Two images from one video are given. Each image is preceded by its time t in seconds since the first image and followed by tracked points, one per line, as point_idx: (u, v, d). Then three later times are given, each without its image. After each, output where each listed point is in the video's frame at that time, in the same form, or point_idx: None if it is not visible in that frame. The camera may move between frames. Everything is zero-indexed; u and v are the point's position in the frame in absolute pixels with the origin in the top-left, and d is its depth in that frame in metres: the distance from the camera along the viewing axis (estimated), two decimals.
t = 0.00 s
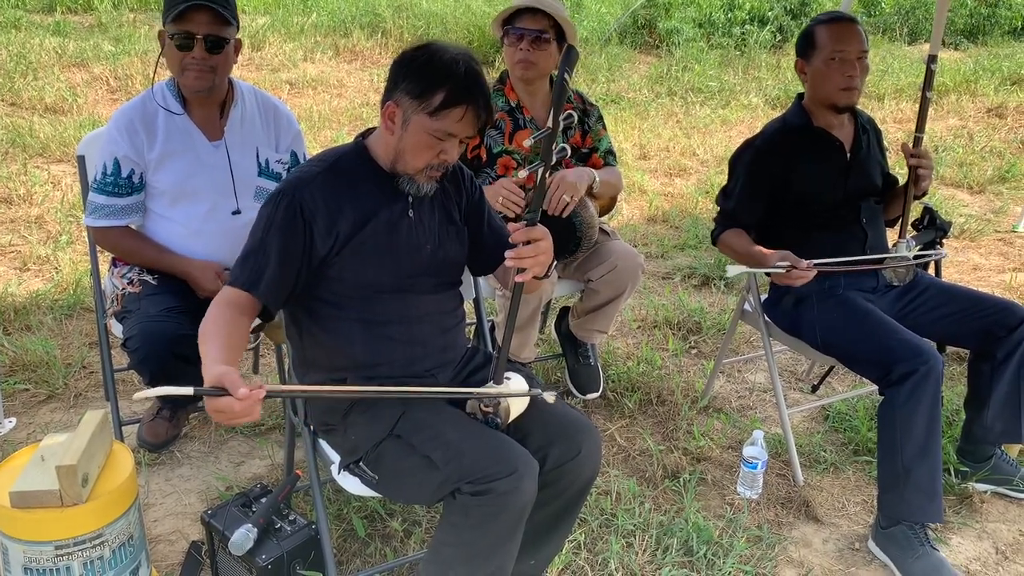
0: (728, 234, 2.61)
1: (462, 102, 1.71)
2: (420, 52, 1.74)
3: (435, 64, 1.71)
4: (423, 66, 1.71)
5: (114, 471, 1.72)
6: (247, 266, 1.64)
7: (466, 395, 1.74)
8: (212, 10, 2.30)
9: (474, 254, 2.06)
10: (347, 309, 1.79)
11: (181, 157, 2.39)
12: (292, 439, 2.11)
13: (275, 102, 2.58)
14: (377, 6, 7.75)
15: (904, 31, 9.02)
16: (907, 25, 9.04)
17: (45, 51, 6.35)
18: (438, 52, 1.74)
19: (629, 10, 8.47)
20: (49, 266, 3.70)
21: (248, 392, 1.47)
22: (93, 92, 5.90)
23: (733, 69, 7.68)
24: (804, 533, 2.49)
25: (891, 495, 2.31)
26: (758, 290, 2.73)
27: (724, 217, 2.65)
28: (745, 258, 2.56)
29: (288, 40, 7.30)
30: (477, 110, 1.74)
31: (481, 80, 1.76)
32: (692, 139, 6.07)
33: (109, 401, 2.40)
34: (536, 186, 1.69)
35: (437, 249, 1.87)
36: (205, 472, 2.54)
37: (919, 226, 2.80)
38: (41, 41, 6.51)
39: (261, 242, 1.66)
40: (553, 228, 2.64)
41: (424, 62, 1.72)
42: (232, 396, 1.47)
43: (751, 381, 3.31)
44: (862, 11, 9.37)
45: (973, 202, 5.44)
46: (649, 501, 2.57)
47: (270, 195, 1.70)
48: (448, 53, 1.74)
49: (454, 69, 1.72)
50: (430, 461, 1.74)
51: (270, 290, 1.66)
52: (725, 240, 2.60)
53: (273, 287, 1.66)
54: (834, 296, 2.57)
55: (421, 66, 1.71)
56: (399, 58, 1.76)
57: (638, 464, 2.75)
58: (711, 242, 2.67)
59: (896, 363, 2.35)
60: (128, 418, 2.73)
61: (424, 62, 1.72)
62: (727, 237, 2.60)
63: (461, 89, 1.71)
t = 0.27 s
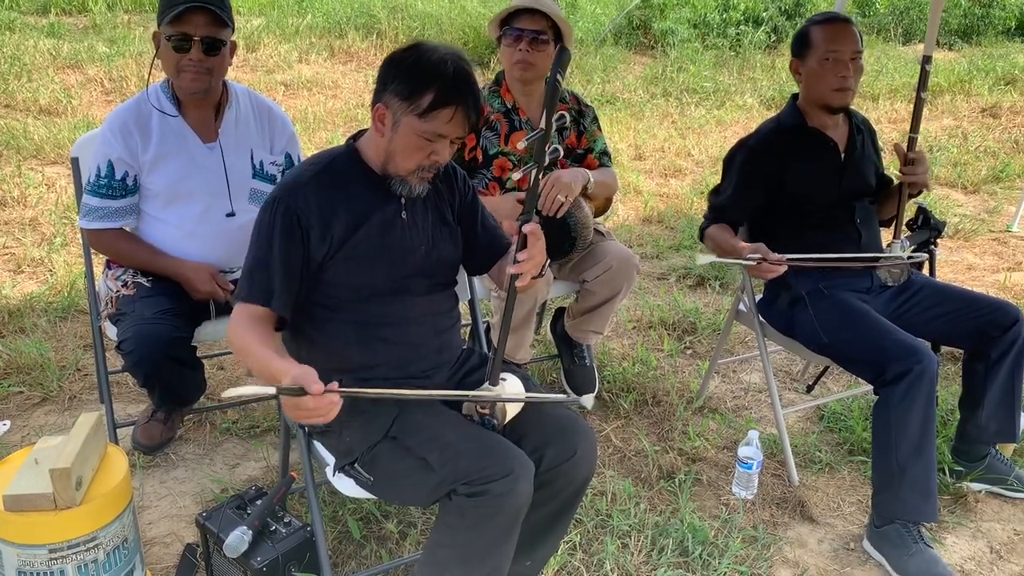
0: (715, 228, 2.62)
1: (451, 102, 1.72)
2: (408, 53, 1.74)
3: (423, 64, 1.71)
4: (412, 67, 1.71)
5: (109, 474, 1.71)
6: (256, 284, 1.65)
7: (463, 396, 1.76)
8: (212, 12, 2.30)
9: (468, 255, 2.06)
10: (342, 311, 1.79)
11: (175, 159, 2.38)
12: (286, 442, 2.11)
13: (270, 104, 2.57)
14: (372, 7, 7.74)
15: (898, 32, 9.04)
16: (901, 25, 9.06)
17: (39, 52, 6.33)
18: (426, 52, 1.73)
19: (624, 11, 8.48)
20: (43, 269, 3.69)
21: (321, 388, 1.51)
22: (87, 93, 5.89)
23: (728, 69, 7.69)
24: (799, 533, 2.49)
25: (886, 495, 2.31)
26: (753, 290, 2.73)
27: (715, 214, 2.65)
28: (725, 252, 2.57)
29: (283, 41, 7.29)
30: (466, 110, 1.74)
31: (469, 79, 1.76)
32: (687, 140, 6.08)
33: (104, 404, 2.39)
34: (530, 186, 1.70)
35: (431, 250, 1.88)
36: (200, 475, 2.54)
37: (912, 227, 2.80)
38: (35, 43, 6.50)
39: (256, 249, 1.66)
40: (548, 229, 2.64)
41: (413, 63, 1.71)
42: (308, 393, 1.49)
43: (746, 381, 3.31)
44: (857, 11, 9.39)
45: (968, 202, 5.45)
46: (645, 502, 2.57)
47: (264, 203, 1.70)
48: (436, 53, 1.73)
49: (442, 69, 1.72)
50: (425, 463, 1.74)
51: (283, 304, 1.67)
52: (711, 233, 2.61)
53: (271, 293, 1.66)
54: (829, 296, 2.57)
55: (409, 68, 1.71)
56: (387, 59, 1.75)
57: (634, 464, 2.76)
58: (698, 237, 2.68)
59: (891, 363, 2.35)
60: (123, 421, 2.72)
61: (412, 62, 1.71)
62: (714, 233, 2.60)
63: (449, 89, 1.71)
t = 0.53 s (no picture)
0: (711, 226, 2.59)
1: (451, 103, 1.72)
2: (408, 54, 1.74)
3: (423, 65, 1.71)
4: (412, 68, 1.71)
5: (103, 476, 1.71)
6: (252, 285, 1.65)
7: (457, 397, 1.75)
8: (207, 12, 2.30)
9: (464, 257, 2.06)
10: (339, 312, 1.79)
11: (170, 160, 2.38)
12: (281, 443, 2.11)
13: (265, 104, 2.57)
14: (368, 7, 7.73)
15: (893, 33, 9.07)
16: (896, 26, 9.08)
17: (34, 53, 6.32)
18: (426, 53, 1.74)
19: (620, 12, 8.49)
20: (38, 270, 3.68)
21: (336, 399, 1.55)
22: (82, 94, 5.87)
23: (723, 70, 7.71)
24: (794, 534, 2.50)
25: (880, 495, 2.32)
26: (748, 291, 2.74)
27: (708, 212, 2.64)
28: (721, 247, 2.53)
29: (278, 41, 7.28)
30: (466, 112, 1.74)
31: (470, 81, 1.76)
32: (683, 141, 6.09)
33: (99, 405, 2.39)
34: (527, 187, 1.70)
35: (428, 250, 1.87)
36: (195, 476, 2.53)
37: (907, 227, 2.82)
38: (30, 43, 6.48)
39: (254, 249, 1.65)
40: (543, 231, 2.64)
41: (413, 64, 1.72)
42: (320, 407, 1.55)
43: (741, 381, 3.32)
44: (852, 12, 9.42)
45: (962, 203, 5.47)
46: (640, 503, 2.57)
47: (261, 202, 1.69)
48: (437, 54, 1.74)
49: (443, 71, 1.72)
50: (421, 464, 1.74)
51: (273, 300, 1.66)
52: (707, 232, 2.58)
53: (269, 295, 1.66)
54: (825, 297, 2.58)
55: (409, 68, 1.71)
56: (388, 60, 1.76)
57: (629, 465, 2.76)
58: (692, 235, 2.65)
59: (886, 363, 2.36)
60: (117, 422, 2.72)
61: (412, 64, 1.72)
62: (707, 231, 2.58)
63: (450, 91, 1.72)
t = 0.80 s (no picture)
0: (721, 235, 2.63)
1: (453, 104, 1.72)
2: (410, 55, 1.74)
3: (425, 66, 1.72)
4: (414, 68, 1.71)
5: (100, 476, 1.70)
6: (236, 272, 1.64)
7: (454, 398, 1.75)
8: (203, 12, 2.29)
9: (462, 258, 2.06)
10: (337, 312, 1.79)
11: (166, 160, 2.38)
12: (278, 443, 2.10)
13: (261, 104, 2.57)
14: (365, 7, 7.73)
15: (888, 33, 9.09)
16: (892, 27, 9.11)
17: (29, 53, 6.30)
18: (428, 54, 1.74)
19: (616, 12, 8.49)
20: (33, 270, 3.67)
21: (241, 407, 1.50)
22: (78, 94, 5.86)
23: (719, 70, 7.72)
24: (792, 534, 2.50)
25: (877, 495, 2.33)
26: (745, 291, 2.74)
27: (713, 217, 2.66)
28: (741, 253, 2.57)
29: (275, 41, 7.27)
30: (467, 114, 1.74)
31: (472, 83, 1.76)
32: (680, 141, 6.09)
33: (95, 405, 2.38)
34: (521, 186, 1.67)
35: (426, 250, 1.87)
36: (192, 477, 2.53)
37: (904, 227, 2.82)
38: (26, 42, 6.46)
39: (252, 246, 1.65)
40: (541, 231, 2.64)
41: (415, 64, 1.72)
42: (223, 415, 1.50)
43: (738, 382, 3.32)
44: (848, 13, 9.44)
45: (958, 203, 5.48)
46: (637, 503, 2.57)
47: (259, 199, 1.70)
48: (439, 56, 1.74)
49: (445, 72, 1.72)
50: (418, 465, 1.74)
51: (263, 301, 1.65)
52: (717, 241, 2.62)
53: (264, 294, 1.65)
54: (822, 297, 2.58)
55: (411, 69, 1.71)
56: (389, 60, 1.76)
57: (627, 465, 2.76)
58: (700, 243, 2.70)
59: (883, 363, 2.36)
60: (114, 422, 2.71)
61: (414, 64, 1.72)
62: (717, 239, 2.62)
63: (452, 92, 1.72)
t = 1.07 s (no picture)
0: (727, 236, 2.62)
1: (446, 106, 1.71)
2: (404, 56, 1.74)
3: (419, 68, 1.71)
4: (407, 70, 1.71)
5: (98, 478, 1.70)
6: (235, 274, 1.65)
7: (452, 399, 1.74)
8: (196, 12, 2.29)
9: (458, 258, 2.06)
10: (332, 314, 1.79)
11: (161, 161, 2.37)
12: (276, 444, 2.10)
13: (256, 104, 2.56)
14: (360, 8, 7.72)
15: (884, 33, 9.11)
16: (887, 26, 9.13)
17: (24, 54, 6.29)
18: (423, 56, 1.74)
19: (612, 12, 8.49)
20: (29, 271, 3.66)
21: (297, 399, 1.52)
22: (73, 95, 5.85)
23: (715, 70, 7.73)
24: (789, 533, 2.50)
25: (875, 494, 2.33)
26: (742, 291, 2.74)
27: (715, 220, 2.65)
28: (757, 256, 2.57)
29: (270, 42, 7.26)
30: (460, 116, 1.74)
31: (466, 85, 1.76)
32: (676, 141, 6.10)
33: (92, 406, 2.38)
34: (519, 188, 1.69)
35: (421, 251, 1.87)
36: (189, 478, 2.52)
37: (900, 227, 2.83)
38: (21, 44, 6.45)
39: (245, 249, 1.65)
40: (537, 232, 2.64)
41: (409, 65, 1.72)
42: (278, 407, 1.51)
43: (735, 381, 3.32)
44: (843, 13, 9.44)
45: (954, 202, 5.50)
46: (635, 503, 2.57)
47: (253, 201, 1.70)
48: (432, 57, 1.74)
49: (438, 73, 1.72)
50: (416, 466, 1.74)
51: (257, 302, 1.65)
52: (725, 243, 2.62)
53: (259, 299, 1.66)
54: (819, 296, 2.58)
55: (405, 70, 1.71)
56: (383, 61, 1.76)
57: (624, 465, 2.76)
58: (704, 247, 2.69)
59: (880, 362, 2.36)
60: (110, 424, 2.70)
61: (408, 66, 1.72)
62: (726, 242, 2.61)
63: (446, 93, 1.71)
